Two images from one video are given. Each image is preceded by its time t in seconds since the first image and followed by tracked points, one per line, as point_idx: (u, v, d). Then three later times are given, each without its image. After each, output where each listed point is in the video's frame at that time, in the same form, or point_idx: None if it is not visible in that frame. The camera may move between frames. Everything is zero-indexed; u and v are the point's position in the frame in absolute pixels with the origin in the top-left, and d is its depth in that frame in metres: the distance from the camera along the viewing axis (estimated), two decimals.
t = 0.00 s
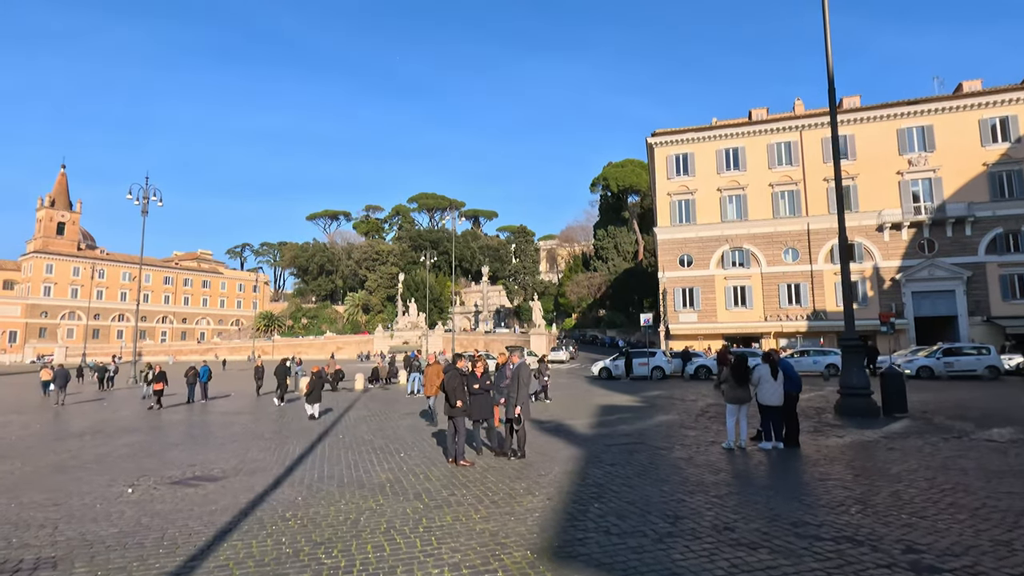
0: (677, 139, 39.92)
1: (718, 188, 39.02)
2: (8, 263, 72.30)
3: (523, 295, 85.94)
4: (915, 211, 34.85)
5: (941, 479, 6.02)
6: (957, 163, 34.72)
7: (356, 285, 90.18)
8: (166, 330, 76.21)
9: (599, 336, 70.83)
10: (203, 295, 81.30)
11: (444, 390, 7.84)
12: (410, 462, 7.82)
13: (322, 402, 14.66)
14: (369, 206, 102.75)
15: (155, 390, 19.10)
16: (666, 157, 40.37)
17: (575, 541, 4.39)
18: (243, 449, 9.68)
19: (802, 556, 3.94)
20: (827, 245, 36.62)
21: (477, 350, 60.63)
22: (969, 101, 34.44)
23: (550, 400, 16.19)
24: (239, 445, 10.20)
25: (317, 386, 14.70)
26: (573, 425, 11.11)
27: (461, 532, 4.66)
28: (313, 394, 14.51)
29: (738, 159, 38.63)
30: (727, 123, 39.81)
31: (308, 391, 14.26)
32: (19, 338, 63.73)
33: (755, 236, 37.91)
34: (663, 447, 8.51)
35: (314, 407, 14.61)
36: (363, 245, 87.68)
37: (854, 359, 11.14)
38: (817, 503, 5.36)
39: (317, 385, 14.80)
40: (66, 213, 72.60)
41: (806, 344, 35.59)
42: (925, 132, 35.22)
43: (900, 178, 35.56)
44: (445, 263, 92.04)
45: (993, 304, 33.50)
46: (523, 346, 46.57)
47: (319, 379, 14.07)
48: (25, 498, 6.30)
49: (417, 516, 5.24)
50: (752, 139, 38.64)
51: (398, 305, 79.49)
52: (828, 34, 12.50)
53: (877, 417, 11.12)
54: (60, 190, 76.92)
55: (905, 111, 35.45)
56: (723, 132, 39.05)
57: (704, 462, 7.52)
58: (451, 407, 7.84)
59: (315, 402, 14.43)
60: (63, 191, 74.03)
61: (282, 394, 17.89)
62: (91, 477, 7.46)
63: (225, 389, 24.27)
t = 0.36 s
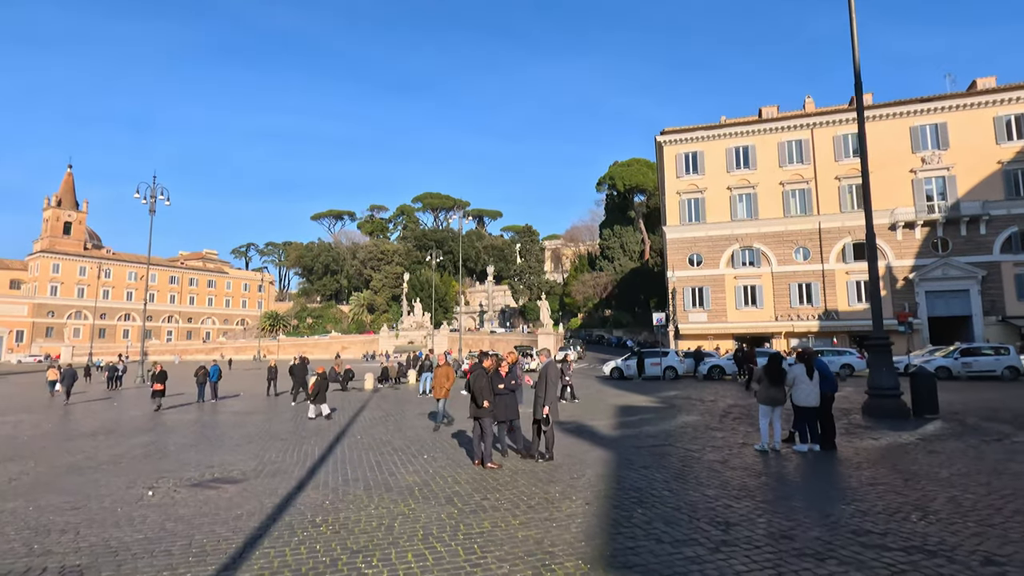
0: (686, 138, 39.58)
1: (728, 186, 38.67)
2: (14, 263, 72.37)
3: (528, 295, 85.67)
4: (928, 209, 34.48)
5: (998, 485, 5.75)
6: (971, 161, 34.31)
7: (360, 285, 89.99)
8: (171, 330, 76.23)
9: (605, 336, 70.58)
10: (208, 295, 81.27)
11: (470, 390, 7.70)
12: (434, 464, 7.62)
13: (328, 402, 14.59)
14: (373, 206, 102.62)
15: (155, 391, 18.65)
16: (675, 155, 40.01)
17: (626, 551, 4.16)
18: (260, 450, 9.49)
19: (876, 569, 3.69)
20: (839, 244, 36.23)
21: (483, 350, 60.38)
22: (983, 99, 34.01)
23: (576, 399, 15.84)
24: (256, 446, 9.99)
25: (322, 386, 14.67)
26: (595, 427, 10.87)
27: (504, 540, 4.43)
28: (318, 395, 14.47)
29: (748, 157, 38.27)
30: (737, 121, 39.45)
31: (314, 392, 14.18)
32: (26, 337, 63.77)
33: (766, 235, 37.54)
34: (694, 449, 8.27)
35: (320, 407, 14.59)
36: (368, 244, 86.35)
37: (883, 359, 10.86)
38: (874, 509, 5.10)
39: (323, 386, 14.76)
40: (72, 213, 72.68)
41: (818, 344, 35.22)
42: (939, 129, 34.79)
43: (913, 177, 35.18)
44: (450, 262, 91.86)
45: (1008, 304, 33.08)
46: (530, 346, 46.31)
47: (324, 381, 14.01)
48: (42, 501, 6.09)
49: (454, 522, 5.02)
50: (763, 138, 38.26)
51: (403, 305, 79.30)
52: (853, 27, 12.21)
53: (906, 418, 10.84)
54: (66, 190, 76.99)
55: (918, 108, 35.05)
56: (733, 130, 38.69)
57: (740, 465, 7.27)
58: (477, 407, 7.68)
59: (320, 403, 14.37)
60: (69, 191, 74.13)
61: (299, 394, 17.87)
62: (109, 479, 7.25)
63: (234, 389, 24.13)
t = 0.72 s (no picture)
0: (694, 136, 39.29)
1: (736, 185, 38.37)
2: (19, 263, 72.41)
3: (532, 295, 85.42)
4: (940, 208, 34.16)
5: None
6: (983, 158, 33.98)
7: (365, 285, 89.81)
8: (176, 330, 76.24)
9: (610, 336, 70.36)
10: (213, 295, 81.29)
11: (499, 389, 7.49)
12: (461, 465, 7.42)
13: (331, 401, 14.60)
14: (377, 206, 102.56)
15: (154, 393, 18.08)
16: (683, 154, 39.71)
17: (685, 556, 3.96)
18: (279, 451, 9.32)
19: None
20: (850, 242, 35.91)
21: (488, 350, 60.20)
22: (995, 96, 33.67)
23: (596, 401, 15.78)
24: (275, 446, 9.82)
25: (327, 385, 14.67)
26: (618, 426, 10.68)
27: (553, 546, 4.24)
28: (322, 393, 14.45)
29: (757, 155, 37.96)
30: (746, 119, 39.11)
31: (318, 390, 14.23)
32: (31, 338, 63.84)
33: (775, 234, 37.24)
34: (726, 449, 8.05)
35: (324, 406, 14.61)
36: (372, 244, 87.19)
37: (913, 357, 10.63)
38: (933, 511, 4.90)
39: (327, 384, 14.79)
40: (77, 213, 72.73)
41: (829, 343, 34.93)
42: (950, 126, 34.46)
43: (924, 174, 34.88)
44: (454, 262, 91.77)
45: (1022, 302, 32.74)
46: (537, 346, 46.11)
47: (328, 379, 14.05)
48: (64, 504, 5.91)
49: (496, 526, 4.85)
50: (772, 136, 37.93)
51: (407, 305, 79.24)
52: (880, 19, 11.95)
53: (938, 418, 10.60)
54: (71, 190, 76.98)
55: (929, 106, 34.73)
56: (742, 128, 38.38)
57: (778, 466, 7.07)
58: (506, 407, 7.45)
59: (325, 401, 14.39)
60: (75, 191, 74.19)
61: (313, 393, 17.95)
62: (129, 481, 7.08)
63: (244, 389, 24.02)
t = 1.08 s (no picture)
0: (704, 134, 38.93)
1: (747, 183, 37.99)
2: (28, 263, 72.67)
3: (538, 294, 85.14)
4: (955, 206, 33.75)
5: None
6: (999, 156, 33.52)
7: (371, 284, 89.72)
8: (183, 329, 76.35)
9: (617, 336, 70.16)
10: (219, 294, 81.42)
11: (528, 392, 7.31)
12: (489, 469, 7.28)
13: (339, 401, 14.72)
14: (382, 206, 102.59)
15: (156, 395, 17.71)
16: (693, 152, 39.37)
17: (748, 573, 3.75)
18: (298, 455, 9.11)
19: None
20: (863, 241, 35.48)
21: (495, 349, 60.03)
22: (1011, 92, 33.21)
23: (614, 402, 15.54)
24: (293, 450, 9.63)
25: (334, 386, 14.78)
26: (642, 429, 10.45)
27: (604, 559, 4.05)
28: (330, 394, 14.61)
29: (768, 153, 37.55)
30: (757, 117, 38.71)
31: (324, 391, 14.41)
32: (40, 337, 64.07)
33: (787, 233, 36.84)
34: (761, 453, 7.81)
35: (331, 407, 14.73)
36: (378, 244, 87.25)
37: (944, 358, 10.38)
38: (998, 522, 4.67)
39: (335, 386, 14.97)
40: (85, 213, 72.93)
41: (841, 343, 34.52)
42: (965, 124, 34.02)
43: (939, 172, 34.47)
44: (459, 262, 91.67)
45: None
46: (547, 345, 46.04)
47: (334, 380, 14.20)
48: (87, 510, 5.76)
49: (539, 537, 4.65)
50: (783, 133, 37.51)
51: (413, 305, 79.18)
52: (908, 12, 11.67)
53: (970, 421, 10.34)
54: (79, 190, 77.22)
55: (944, 103, 34.31)
56: (752, 126, 38.00)
57: (819, 471, 6.83)
58: (535, 410, 7.26)
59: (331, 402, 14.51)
60: (82, 191, 74.44)
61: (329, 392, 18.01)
62: (150, 486, 6.90)
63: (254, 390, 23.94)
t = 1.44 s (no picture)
0: (716, 130, 38.48)
1: (761, 179, 37.49)
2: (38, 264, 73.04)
3: (546, 293, 84.78)
4: (975, 201, 33.19)
5: None
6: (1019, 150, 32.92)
7: (378, 283, 89.63)
8: (192, 329, 76.56)
9: (626, 334, 69.79)
10: (228, 294, 81.58)
11: (561, 390, 7.07)
12: (520, 471, 7.05)
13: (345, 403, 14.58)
14: (389, 205, 102.64)
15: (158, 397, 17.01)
16: (706, 148, 38.91)
17: None
18: (317, 457, 8.86)
19: None
20: (879, 238, 34.92)
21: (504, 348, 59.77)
22: None
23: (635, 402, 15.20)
24: (314, 450, 9.39)
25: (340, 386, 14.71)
26: (670, 430, 10.15)
27: (664, 571, 3.79)
28: (337, 395, 14.52)
29: (782, 149, 37.00)
30: (770, 113, 38.19)
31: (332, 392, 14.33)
32: (51, 337, 64.39)
33: (801, 230, 36.34)
34: (801, 455, 7.51)
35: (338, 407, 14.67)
36: (385, 243, 87.27)
37: (981, 357, 10.02)
38: None
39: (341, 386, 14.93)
40: (95, 214, 73.23)
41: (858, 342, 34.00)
42: (984, 117, 33.46)
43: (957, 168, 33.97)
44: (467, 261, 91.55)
45: None
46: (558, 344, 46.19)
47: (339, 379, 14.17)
48: (111, 514, 5.55)
49: (588, 544, 4.40)
50: (797, 129, 36.99)
51: (420, 304, 79.08)
52: None
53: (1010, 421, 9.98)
54: (89, 191, 77.55)
55: (962, 97, 33.81)
56: (766, 121, 37.47)
57: (869, 474, 6.53)
58: (569, 409, 6.99)
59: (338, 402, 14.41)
60: (92, 192, 74.81)
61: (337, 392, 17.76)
62: (172, 490, 6.68)
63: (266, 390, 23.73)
